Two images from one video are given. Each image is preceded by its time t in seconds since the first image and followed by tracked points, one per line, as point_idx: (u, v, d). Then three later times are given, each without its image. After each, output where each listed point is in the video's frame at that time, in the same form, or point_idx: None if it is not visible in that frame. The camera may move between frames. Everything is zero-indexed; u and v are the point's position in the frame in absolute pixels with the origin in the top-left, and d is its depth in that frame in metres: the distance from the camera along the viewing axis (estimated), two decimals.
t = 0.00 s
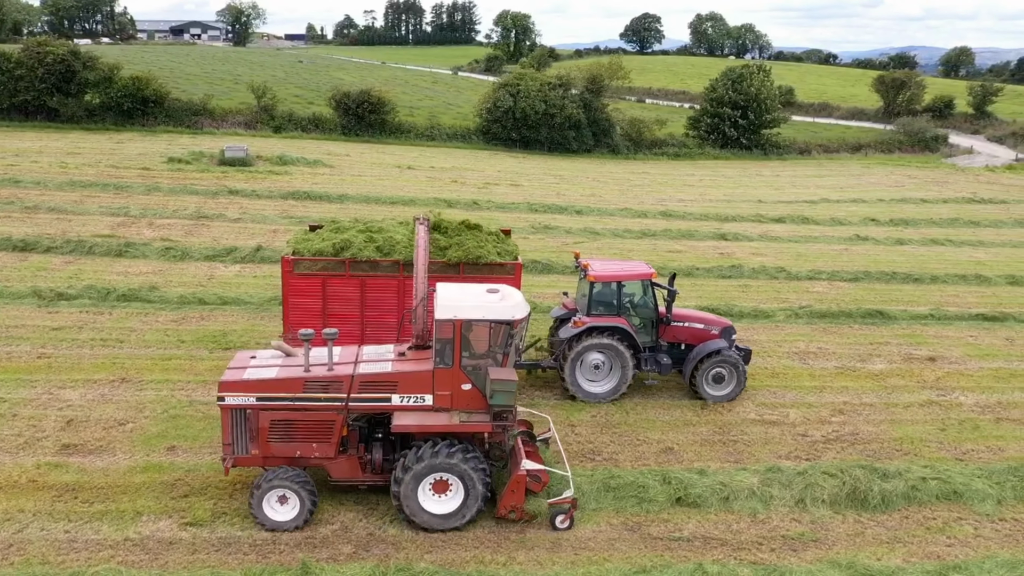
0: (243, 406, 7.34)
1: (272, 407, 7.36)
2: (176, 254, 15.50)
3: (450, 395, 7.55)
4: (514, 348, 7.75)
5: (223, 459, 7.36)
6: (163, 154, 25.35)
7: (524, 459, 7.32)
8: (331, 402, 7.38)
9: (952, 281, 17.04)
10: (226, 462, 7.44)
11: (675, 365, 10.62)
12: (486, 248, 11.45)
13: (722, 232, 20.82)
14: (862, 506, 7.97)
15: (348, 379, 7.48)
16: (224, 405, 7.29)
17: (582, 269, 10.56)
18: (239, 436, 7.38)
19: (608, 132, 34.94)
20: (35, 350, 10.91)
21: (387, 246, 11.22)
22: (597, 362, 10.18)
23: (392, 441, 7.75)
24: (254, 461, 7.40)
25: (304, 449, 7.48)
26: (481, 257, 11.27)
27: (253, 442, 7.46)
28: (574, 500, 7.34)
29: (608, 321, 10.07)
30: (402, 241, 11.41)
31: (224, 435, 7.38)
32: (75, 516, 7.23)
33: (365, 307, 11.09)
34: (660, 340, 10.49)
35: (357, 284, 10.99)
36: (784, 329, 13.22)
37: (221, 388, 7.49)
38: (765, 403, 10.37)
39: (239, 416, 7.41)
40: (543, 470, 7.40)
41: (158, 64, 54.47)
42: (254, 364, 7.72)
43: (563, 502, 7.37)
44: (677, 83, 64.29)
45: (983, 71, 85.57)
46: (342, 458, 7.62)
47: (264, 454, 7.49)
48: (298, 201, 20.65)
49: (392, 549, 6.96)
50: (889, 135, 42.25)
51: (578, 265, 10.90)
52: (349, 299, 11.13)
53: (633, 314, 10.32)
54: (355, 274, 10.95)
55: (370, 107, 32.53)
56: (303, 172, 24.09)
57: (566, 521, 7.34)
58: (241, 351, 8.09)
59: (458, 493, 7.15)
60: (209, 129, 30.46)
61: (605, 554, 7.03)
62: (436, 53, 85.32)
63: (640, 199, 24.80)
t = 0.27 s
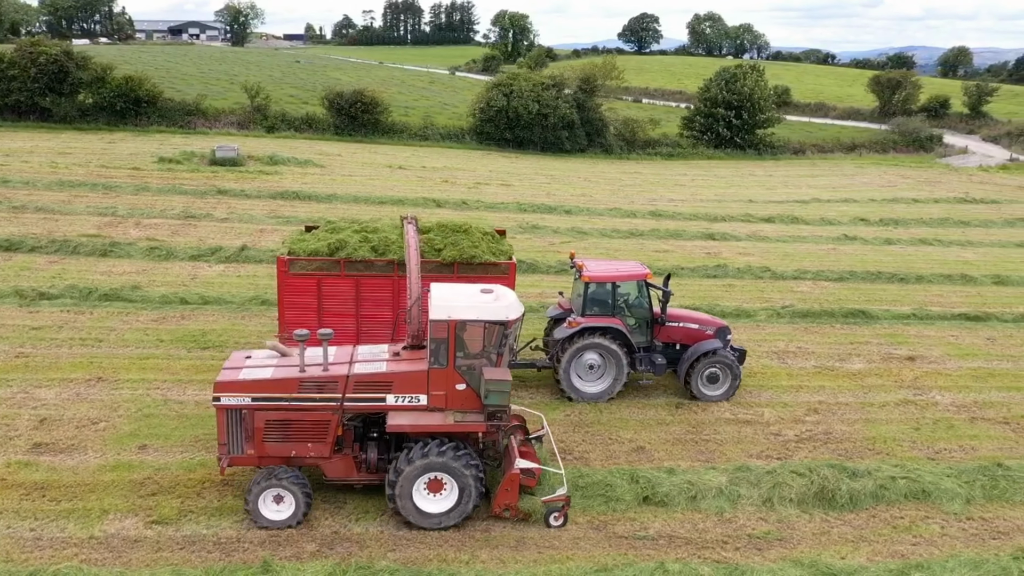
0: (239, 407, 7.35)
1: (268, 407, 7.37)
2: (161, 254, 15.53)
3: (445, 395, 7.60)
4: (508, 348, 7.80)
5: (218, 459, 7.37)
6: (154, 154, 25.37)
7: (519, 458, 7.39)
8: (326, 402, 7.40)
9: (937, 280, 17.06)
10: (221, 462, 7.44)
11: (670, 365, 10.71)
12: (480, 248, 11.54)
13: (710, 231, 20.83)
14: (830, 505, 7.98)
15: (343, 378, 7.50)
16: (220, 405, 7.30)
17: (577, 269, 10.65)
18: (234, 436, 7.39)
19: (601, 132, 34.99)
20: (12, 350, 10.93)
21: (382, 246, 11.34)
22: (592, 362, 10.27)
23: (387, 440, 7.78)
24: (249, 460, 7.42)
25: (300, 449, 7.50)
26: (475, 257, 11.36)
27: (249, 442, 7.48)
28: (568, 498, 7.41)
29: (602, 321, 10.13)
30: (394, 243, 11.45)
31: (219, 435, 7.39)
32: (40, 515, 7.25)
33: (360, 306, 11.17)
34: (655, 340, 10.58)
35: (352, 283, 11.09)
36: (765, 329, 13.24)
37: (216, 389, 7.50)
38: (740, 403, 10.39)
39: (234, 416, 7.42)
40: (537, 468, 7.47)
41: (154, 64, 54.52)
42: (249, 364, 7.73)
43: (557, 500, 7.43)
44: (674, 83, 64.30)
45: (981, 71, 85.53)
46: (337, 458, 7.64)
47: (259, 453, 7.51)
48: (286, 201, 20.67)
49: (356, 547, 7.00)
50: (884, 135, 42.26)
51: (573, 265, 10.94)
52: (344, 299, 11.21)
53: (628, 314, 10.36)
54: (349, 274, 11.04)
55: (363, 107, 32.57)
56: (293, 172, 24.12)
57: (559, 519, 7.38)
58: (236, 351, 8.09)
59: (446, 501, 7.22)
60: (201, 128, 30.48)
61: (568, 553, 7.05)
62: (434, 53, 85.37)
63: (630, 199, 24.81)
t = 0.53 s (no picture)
0: (233, 406, 7.41)
1: (262, 407, 7.43)
2: (145, 253, 15.54)
3: (438, 394, 7.65)
4: (501, 347, 7.83)
5: (213, 457, 7.45)
6: (145, 154, 25.38)
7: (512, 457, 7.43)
8: (320, 401, 7.46)
9: (922, 280, 17.07)
10: (216, 460, 7.51)
11: (665, 364, 10.77)
12: (474, 247, 11.62)
13: (698, 231, 20.84)
14: (798, 504, 7.99)
15: (337, 378, 7.56)
16: (214, 404, 7.37)
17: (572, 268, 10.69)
18: (229, 434, 7.47)
19: (595, 132, 35.04)
20: None
21: (377, 246, 11.37)
22: (587, 362, 10.32)
23: (381, 439, 7.84)
24: (244, 459, 7.50)
25: (293, 447, 7.56)
26: (469, 257, 11.46)
27: (243, 440, 7.55)
28: (560, 497, 7.45)
29: (597, 321, 10.21)
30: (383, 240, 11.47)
31: (213, 434, 7.45)
32: (6, 513, 7.27)
33: (355, 306, 11.19)
34: (649, 340, 10.66)
35: (347, 283, 11.12)
36: (746, 328, 13.27)
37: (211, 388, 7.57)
38: (715, 402, 10.41)
39: (228, 415, 7.48)
40: (530, 467, 7.52)
41: (150, 64, 54.54)
42: (244, 364, 7.80)
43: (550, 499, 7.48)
44: (671, 83, 64.30)
45: (979, 71, 85.45)
46: (331, 456, 7.70)
47: (253, 452, 7.58)
48: (275, 201, 20.69)
49: (320, 545, 7.03)
50: (879, 135, 42.27)
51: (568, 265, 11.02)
52: (339, 299, 11.26)
53: (622, 314, 10.46)
54: (344, 274, 11.07)
55: (356, 107, 32.61)
56: (283, 172, 24.14)
57: (552, 517, 7.41)
58: (231, 350, 8.17)
59: (429, 505, 7.27)
60: (194, 129, 30.49)
61: (532, 552, 7.05)
62: (432, 53, 85.39)
63: (621, 199, 24.81)
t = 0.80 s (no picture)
0: (226, 404, 7.48)
1: (255, 405, 7.49)
2: (130, 254, 15.56)
3: (430, 393, 7.74)
4: (493, 346, 7.91)
5: (207, 456, 7.52)
6: (136, 154, 25.40)
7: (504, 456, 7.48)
8: (313, 400, 7.54)
9: (908, 280, 17.07)
10: (210, 458, 7.58)
11: (659, 364, 10.81)
12: (470, 248, 11.63)
13: (686, 231, 20.86)
14: (765, 503, 8.01)
15: (329, 377, 7.64)
16: (208, 403, 7.44)
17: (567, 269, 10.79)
18: (222, 433, 7.54)
19: (588, 132, 35.09)
20: None
21: (373, 247, 11.41)
22: (582, 361, 10.38)
23: (373, 438, 7.92)
24: (237, 457, 7.58)
25: (286, 446, 7.64)
26: (465, 257, 11.46)
27: (237, 439, 7.62)
28: (552, 496, 7.50)
29: (591, 320, 10.27)
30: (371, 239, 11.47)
31: (206, 432, 7.50)
32: None
33: (351, 306, 11.23)
34: (644, 340, 10.71)
35: (343, 283, 11.16)
36: (727, 328, 13.30)
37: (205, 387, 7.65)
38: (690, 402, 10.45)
39: (221, 413, 7.54)
40: (523, 466, 7.57)
41: (147, 63, 54.56)
42: (238, 363, 7.87)
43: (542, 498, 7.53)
44: (668, 82, 64.29)
45: (977, 71, 85.37)
46: (324, 455, 7.79)
47: (247, 450, 7.66)
48: (264, 201, 20.71)
49: (284, 544, 7.06)
50: (874, 135, 42.27)
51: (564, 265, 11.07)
52: (335, 299, 11.30)
53: (617, 314, 10.50)
54: (340, 274, 11.11)
55: (349, 107, 32.65)
56: (273, 172, 24.15)
57: (543, 517, 7.45)
58: (225, 349, 8.24)
59: (411, 500, 7.29)
60: (187, 129, 30.51)
61: (495, 551, 7.08)
62: (430, 53, 85.42)
63: (611, 199, 24.82)
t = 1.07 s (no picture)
0: (221, 404, 7.52)
1: (250, 405, 7.54)
2: (115, 253, 15.59)
3: (424, 392, 7.77)
4: (486, 345, 7.95)
5: (202, 455, 7.56)
6: (127, 154, 25.42)
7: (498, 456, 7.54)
8: (308, 400, 7.58)
9: (893, 280, 17.10)
10: (205, 457, 7.62)
11: (653, 364, 10.87)
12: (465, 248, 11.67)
13: (674, 231, 20.88)
14: (733, 503, 8.03)
15: (324, 376, 7.68)
16: (203, 402, 7.48)
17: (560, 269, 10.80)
18: (217, 432, 7.58)
19: (582, 132, 35.14)
20: None
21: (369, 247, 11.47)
22: (576, 362, 10.40)
23: (368, 437, 7.96)
24: (232, 456, 7.62)
25: (282, 445, 7.68)
26: (460, 258, 11.52)
27: (232, 438, 7.66)
28: (546, 496, 7.55)
29: (585, 321, 10.28)
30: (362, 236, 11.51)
31: (202, 432, 7.55)
32: None
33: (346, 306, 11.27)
34: (638, 340, 10.73)
35: (339, 283, 11.22)
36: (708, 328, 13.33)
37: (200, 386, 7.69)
38: (666, 402, 10.48)
39: (217, 412, 7.59)
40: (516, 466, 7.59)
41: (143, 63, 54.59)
42: (234, 363, 7.91)
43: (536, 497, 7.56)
44: (665, 82, 64.32)
45: (975, 70, 85.34)
46: (319, 454, 7.83)
47: (242, 449, 7.70)
48: (252, 201, 20.74)
49: (249, 543, 7.10)
50: (868, 135, 42.29)
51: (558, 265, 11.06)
52: (330, 299, 11.37)
53: (611, 314, 10.53)
54: (336, 274, 11.17)
55: (342, 107, 32.68)
56: (264, 172, 24.18)
57: (537, 515, 7.51)
58: (220, 349, 8.28)
59: (399, 490, 7.34)
60: (180, 129, 30.52)
61: (459, 551, 7.11)
62: (427, 53, 85.48)
63: (602, 199, 24.84)
